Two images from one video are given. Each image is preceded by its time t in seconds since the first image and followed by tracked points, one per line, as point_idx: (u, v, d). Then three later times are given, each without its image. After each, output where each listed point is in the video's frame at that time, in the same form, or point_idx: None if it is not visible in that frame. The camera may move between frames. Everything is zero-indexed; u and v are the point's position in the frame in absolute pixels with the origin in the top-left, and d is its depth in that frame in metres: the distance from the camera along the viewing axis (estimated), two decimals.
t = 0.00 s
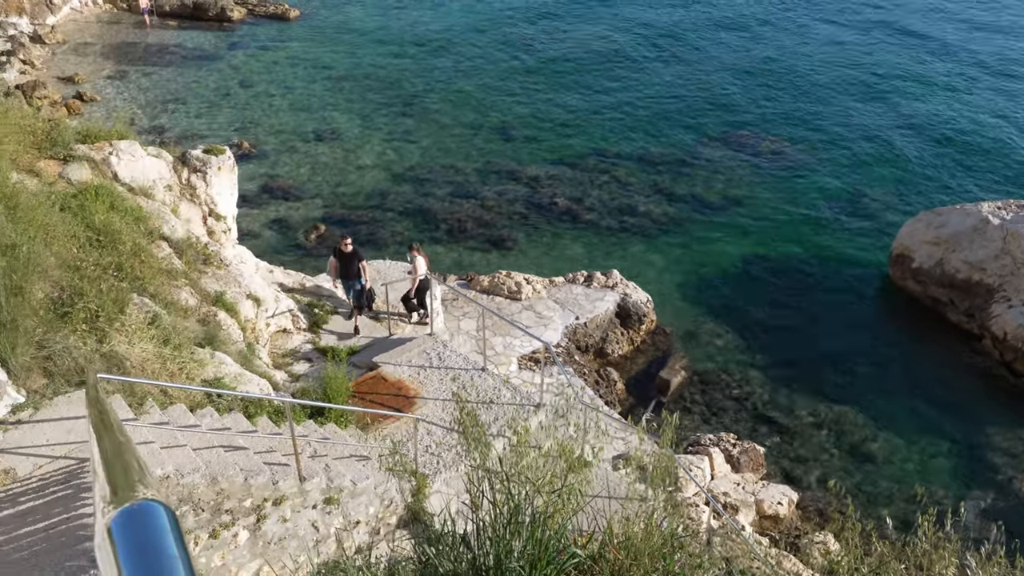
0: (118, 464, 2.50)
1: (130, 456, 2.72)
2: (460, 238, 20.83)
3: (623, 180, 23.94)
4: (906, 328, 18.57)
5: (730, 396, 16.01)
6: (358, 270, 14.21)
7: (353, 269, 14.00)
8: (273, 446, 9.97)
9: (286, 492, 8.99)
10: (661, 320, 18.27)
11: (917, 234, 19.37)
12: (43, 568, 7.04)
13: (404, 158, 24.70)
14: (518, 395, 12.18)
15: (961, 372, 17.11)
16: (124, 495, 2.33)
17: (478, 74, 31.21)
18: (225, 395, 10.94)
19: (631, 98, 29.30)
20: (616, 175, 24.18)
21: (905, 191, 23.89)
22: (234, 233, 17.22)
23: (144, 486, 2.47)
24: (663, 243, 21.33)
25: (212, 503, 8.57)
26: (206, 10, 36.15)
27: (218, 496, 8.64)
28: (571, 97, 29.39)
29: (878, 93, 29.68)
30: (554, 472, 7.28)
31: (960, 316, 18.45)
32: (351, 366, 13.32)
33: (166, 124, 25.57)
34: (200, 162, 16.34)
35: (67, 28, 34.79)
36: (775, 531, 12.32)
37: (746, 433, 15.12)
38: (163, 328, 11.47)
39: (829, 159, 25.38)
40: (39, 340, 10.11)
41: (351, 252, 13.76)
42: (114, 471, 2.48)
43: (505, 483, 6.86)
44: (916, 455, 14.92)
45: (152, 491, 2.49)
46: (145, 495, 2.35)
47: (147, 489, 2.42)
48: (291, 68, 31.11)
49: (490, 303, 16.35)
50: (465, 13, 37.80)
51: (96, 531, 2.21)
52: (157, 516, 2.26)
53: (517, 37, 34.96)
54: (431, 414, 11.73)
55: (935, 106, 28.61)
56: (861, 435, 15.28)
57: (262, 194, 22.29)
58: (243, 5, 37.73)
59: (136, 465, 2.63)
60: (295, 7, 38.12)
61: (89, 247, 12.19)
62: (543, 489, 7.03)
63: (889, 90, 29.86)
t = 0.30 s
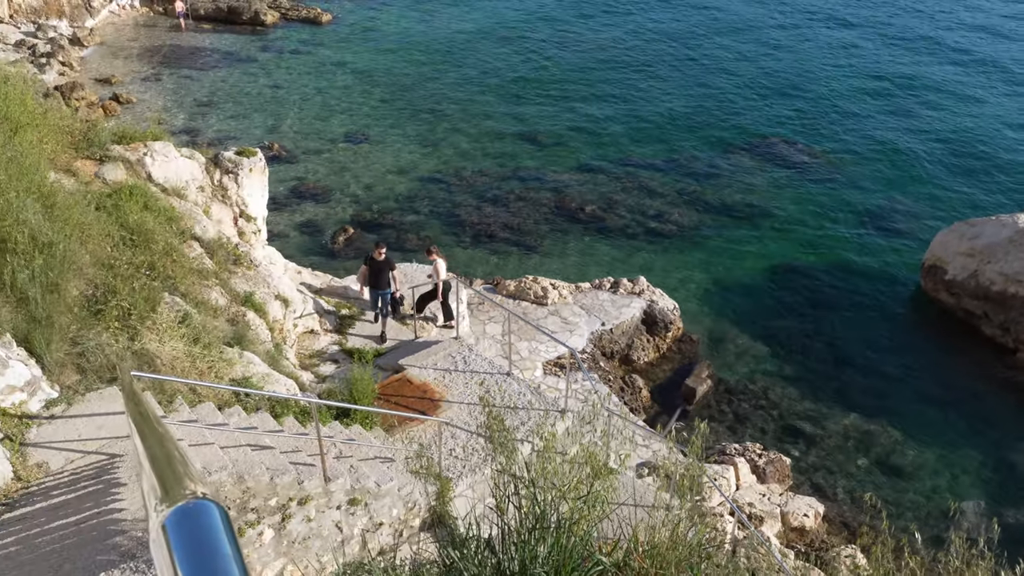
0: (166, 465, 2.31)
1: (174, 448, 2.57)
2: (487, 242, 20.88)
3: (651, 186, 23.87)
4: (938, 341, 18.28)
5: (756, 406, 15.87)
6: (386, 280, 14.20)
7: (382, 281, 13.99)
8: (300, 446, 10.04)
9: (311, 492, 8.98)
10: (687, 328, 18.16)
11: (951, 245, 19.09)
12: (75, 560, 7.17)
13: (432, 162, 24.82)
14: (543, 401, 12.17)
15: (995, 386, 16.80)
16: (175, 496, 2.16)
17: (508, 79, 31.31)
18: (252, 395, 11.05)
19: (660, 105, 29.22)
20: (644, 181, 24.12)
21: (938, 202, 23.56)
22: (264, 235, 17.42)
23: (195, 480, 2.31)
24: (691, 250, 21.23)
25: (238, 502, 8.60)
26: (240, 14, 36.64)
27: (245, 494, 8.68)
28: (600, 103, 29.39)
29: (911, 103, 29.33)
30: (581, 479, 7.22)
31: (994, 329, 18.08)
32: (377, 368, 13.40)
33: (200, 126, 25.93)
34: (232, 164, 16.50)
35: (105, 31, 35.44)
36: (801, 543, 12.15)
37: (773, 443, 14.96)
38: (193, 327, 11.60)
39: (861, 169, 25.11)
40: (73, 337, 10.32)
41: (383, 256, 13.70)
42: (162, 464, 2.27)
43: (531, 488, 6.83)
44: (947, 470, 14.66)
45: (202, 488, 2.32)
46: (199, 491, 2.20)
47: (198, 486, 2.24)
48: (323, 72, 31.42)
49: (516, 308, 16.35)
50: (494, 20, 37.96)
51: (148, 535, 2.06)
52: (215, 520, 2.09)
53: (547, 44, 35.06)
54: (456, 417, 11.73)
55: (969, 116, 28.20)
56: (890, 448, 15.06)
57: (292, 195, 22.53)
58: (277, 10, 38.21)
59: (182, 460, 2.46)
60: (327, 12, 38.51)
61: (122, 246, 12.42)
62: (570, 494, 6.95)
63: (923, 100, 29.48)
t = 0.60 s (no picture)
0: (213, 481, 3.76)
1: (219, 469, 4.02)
2: (511, 246, 20.90)
3: (677, 193, 23.75)
4: (968, 354, 17.98)
5: (781, 416, 15.70)
6: (415, 284, 14.09)
7: (410, 283, 13.87)
8: (323, 445, 10.08)
9: (333, 491, 8.98)
10: (711, 336, 18.03)
11: (983, 257, 18.87)
12: (101, 553, 7.23)
13: (458, 166, 24.87)
14: (565, 406, 12.13)
15: None
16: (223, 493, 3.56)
17: (535, 84, 31.34)
18: (277, 394, 11.14)
19: (687, 112, 29.08)
20: (670, 188, 24.01)
21: (970, 213, 23.18)
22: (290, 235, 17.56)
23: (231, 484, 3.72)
24: (716, 257, 21.08)
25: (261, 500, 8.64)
26: (271, 16, 36.97)
27: (268, 492, 8.72)
28: (627, 109, 29.32)
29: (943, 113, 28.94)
30: (604, 486, 7.16)
31: None
32: (400, 370, 13.47)
33: (229, 127, 26.22)
34: (261, 165, 16.74)
35: (138, 32, 35.94)
36: (824, 556, 11.99)
37: (797, 454, 14.79)
38: (220, 326, 11.71)
39: (891, 178, 24.80)
40: (103, 333, 10.50)
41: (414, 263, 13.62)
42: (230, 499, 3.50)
43: (553, 494, 6.79)
44: (975, 486, 14.39)
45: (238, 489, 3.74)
46: (249, 508, 3.49)
47: (235, 487, 3.62)
48: (351, 74, 31.62)
49: (540, 312, 16.30)
50: (522, 25, 38.02)
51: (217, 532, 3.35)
52: (252, 506, 3.51)
53: (575, 49, 35.06)
54: (477, 421, 11.73)
55: (1003, 127, 27.79)
56: (917, 462, 14.83)
57: (319, 197, 22.72)
58: (307, 12, 38.57)
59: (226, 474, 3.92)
60: (357, 15, 38.77)
61: (152, 244, 12.62)
62: (591, 501, 6.90)
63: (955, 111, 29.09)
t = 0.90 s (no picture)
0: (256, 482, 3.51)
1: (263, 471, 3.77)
2: (535, 251, 20.89)
3: (703, 200, 23.63)
4: (997, 367, 17.70)
5: (805, 426, 15.56)
6: (445, 294, 13.76)
7: (438, 294, 13.55)
8: (346, 446, 10.15)
9: (355, 492, 8.97)
10: (736, 344, 17.90)
11: (1016, 269, 18.55)
12: (126, 548, 7.17)
13: (484, 169, 24.95)
14: (587, 412, 12.10)
15: None
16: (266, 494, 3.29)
17: (562, 89, 31.38)
18: (301, 393, 11.21)
19: (714, 119, 28.97)
20: (696, 194, 23.90)
21: (1001, 224, 22.82)
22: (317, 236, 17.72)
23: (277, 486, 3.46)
24: (742, 265, 20.93)
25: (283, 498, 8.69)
26: (302, 20, 37.35)
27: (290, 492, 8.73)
28: (653, 115, 29.25)
29: (975, 124, 28.54)
30: (627, 493, 7.08)
31: None
32: (423, 372, 13.51)
33: (259, 128, 26.51)
34: (289, 166, 16.85)
35: (172, 34, 36.48)
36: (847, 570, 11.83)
37: (820, 465, 14.64)
38: (246, 325, 11.83)
39: (921, 188, 24.49)
40: (132, 329, 10.67)
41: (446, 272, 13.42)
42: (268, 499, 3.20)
43: (574, 501, 6.72)
44: (1003, 502, 14.15)
45: (284, 493, 3.49)
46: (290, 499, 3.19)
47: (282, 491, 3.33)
48: (380, 78, 31.84)
49: (563, 317, 16.28)
50: (550, 31, 38.09)
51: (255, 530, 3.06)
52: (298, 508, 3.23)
53: (602, 55, 35.05)
54: (499, 424, 11.71)
55: None
56: (943, 476, 14.62)
57: (345, 199, 22.88)
58: (337, 16, 38.90)
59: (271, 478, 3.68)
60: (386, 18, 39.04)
61: (181, 243, 12.78)
62: (614, 507, 6.79)
63: (988, 121, 28.68)
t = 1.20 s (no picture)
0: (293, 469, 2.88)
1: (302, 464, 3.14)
2: (559, 256, 20.90)
3: (728, 207, 23.51)
4: None
5: (830, 438, 15.38)
6: (475, 298, 13.65)
7: (467, 298, 13.46)
8: (368, 448, 10.21)
9: (376, 494, 8.95)
10: (760, 353, 17.77)
11: None
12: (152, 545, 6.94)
13: (509, 174, 25.00)
14: (609, 418, 12.05)
15: None
16: (308, 486, 2.63)
17: (588, 95, 31.40)
18: (324, 395, 11.29)
19: (741, 126, 28.83)
20: (722, 201, 23.78)
21: None
22: (343, 238, 17.90)
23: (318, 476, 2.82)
24: (767, 273, 20.79)
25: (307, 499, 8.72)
26: (331, 24, 37.70)
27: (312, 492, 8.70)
28: (679, 121, 29.16)
29: (1007, 134, 28.16)
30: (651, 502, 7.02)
31: None
32: (446, 376, 13.56)
33: (287, 131, 26.78)
34: (316, 169, 17.02)
35: (203, 37, 37.00)
36: None
37: (845, 478, 14.46)
38: (272, 326, 11.93)
39: (950, 198, 24.20)
40: (160, 329, 10.81)
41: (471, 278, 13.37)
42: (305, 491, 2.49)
43: (594, 506, 6.63)
44: None
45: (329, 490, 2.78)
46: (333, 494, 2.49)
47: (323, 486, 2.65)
48: (407, 82, 32.05)
49: (586, 323, 16.24)
50: (577, 37, 38.16)
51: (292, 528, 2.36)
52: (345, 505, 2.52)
53: (628, 62, 35.03)
54: (521, 429, 11.69)
55: None
56: (970, 491, 14.41)
57: (370, 202, 23.03)
58: (365, 20, 39.24)
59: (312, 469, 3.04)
60: (414, 23, 39.28)
61: (210, 243, 12.92)
62: (638, 516, 6.72)
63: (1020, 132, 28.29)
